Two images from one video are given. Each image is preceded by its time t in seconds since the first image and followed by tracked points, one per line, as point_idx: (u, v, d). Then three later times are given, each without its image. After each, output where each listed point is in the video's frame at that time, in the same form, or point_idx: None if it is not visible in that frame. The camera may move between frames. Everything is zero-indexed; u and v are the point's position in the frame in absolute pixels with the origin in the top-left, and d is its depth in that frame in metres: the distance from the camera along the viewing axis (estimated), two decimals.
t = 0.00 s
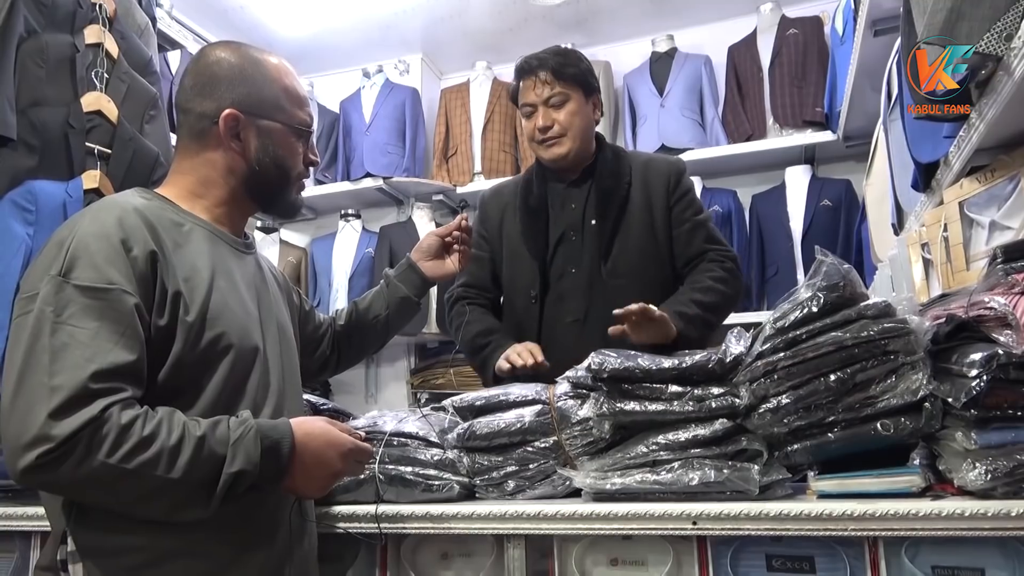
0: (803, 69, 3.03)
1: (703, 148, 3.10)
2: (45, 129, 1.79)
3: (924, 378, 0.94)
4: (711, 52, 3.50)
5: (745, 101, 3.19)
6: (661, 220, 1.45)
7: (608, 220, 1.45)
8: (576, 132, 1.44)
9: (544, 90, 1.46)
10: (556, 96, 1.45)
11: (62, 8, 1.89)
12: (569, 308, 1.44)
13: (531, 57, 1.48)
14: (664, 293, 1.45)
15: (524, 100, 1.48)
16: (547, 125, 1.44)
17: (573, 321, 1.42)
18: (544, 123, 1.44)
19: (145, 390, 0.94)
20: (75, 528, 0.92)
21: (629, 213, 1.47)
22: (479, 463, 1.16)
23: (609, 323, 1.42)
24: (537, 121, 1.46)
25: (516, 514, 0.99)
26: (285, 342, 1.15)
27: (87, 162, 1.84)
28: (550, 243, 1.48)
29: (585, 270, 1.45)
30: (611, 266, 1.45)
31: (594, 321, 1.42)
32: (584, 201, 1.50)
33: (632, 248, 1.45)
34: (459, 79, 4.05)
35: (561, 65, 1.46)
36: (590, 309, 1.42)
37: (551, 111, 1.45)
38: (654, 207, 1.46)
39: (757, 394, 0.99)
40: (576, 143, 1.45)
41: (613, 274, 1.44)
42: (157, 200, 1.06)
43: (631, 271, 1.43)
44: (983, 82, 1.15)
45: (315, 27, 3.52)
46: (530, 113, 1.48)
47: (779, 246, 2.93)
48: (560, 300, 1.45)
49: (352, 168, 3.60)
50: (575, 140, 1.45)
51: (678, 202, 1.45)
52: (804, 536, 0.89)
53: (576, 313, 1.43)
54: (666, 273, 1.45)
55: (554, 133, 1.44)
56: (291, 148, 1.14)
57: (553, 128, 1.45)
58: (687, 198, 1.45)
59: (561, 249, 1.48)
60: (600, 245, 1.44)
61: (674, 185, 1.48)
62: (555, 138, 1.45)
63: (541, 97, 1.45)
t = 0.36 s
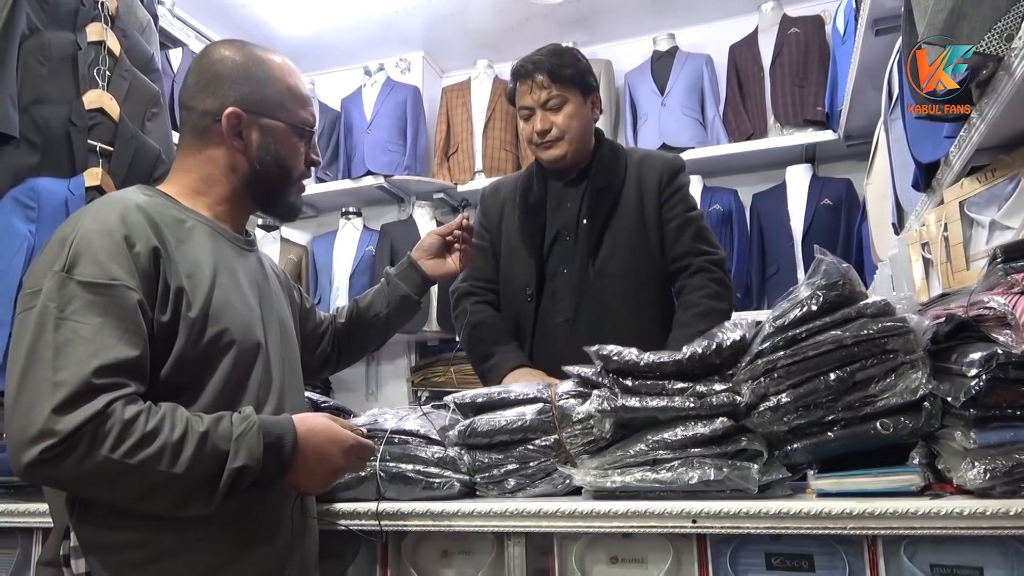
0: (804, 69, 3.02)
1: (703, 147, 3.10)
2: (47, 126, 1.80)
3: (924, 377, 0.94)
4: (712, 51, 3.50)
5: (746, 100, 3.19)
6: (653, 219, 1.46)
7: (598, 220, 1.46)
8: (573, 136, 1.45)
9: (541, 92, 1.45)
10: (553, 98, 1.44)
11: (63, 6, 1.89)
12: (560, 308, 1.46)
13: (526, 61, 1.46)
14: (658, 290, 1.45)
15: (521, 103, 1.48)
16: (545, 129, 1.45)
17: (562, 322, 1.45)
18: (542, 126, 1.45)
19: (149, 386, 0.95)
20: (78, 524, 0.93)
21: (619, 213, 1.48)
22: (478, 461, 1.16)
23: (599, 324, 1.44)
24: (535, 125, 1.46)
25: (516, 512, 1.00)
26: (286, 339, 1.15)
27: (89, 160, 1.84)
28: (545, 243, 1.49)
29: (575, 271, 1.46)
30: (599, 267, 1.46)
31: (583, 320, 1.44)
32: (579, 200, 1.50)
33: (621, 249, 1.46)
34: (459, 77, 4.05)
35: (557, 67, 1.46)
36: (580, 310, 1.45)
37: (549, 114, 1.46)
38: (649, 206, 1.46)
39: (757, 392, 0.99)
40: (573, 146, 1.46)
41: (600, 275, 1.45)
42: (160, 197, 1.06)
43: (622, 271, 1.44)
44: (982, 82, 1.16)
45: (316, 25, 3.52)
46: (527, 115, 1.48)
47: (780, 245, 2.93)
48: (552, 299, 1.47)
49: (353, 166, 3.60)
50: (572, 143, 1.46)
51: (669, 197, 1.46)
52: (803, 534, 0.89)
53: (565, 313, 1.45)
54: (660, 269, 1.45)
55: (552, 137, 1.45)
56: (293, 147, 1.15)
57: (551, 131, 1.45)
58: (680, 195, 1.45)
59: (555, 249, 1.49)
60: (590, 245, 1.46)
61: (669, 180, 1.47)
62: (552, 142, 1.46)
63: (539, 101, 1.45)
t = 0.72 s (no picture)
0: (805, 67, 3.02)
1: (704, 145, 3.10)
2: (48, 124, 1.80)
3: (925, 377, 0.94)
4: (713, 50, 3.49)
5: (747, 99, 3.19)
6: (653, 220, 1.45)
7: (599, 219, 1.46)
8: (569, 133, 1.45)
9: (541, 87, 1.46)
10: (553, 93, 1.45)
11: (64, 4, 1.89)
12: (558, 308, 1.46)
13: (528, 53, 1.48)
14: (656, 291, 1.45)
15: (522, 96, 1.48)
16: (542, 124, 1.45)
17: (560, 322, 1.45)
18: (539, 121, 1.45)
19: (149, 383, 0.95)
20: (77, 522, 0.93)
21: (619, 213, 1.48)
22: (479, 459, 1.16)
23: (598, 322, 1.44)
24: (532, 119, 1.46)
25: (517, 510, 1.00)
26: (287, 337, 1.15)
27: (89, 158, 1.84)
28: (543, 243, 1.49)
29: (575, 270, 1.46)
30: (599, 267, 1.45)
31: (581, 320, 1.44)
32: (578, 199, 1.50)
33: (621, 249, 1.46)
34: (460, 76, 4.05)
35: (561, 62, 1.46)
36: (578, 310, 1.45)
37: (547, 109, 1.46)
38: (648, 206, 1.47)
39: (759, 391, 0.99)
40: (567, 144, 1.46)
41: (601, 275, 1.45)
42: (161, 195, 1.06)
43: (621, 271, 1.45)
44: (983, 81, 1.16)
45: (317, 24, 3.52)
46: (527, 109, 1.49)
47: (780, 244, 2.93)
48: (549, 299, 1.47)
49: (353, 165, 3.60)
50: (569, 140, 1.46)
51: (671, 198, 1.46)
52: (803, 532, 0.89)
53: (563, 312, 1.45)
54: (659, 271, 1.45)
55: (547, 132, 1.45)
56: (294, 145, 1.15)
57: (547, 126, 1.45)
58: (681, 196, 1.45)
59: (554, 249, 1.49)
60: (591, 245, 1.46)
61: (669, 180, 1.48)
62: (548, 137, 1.46)
63: (539, 94, 1.45)
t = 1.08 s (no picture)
0: (805, 66, 3.01)
1: (704, 145, 3.10)
2: (48, 122, 1.80)
3: (926, 376, 0.94)
4: (713, 49, 3.49)
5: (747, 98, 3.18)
6: (658, 220, 1.46)
7: (602, 217, 1.46)
8: (571, 127, 1.45)
9: (548, 80, 1.46)
10: (558, 87, 1.45)
11: (65, 3, 1.90)
12: (561, 305, 1.45)
13: (539, 45, 1.48)
14: (659, 290, 1.45)
15: (527, 88, 1.48)
16: (544, 116, 1.45)
17: (562, 319, 1.44)
18: (542, 113, 1.45)
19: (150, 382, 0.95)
20: (77, 522, 0.93)
21: (622, 213, 1.48)
22: (479, 459, 1.16)
23: (602, 320, 1.44)
24: (535, 111, 1.46)
25: (517, 509, 1.00)
26: (289, 336, 1.15)
27: (89, 156, 1.84)
28: (544, 242, 1.48)
29: (578, 267, 1.46)
30: (604, 265, 1.45)
31: (583, 319, 1.43)
32: (579, 196, 1.50)
33: (624, 247, 1.46)
34: (460, 75, 4.05)
35: (569, 58, 1.47)
36: (581, 307, 1.44)
37: (551, 103, 1.46)
38: (653, 207, 1.47)
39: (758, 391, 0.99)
40: (569, 138, 1.46)
41: (606, 272, 1.45)
42: (163, 194, 1.06)
43: (624, 269, 1.45)
44: (983, 81, 1.16)
45: (317, 23, 3.52)
46: (531, 101, 1.48)
47: (780, 243, 2.93)
48: (550, 297, 1.46)
49: (354, 164, 3.60)
50: (570, 135, 1.46)
51: (676, 198, 1.46)
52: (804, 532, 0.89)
53: (566, 310, 1.45)
54: (661, 269, 1.46)
55: (549, 125, 1.45)
56: (295, 139, 1.14)
57: (550, 120, 1.45)
58: (686, 195, 1.46)
59: (556, 247, 1.49)
60: (595, 243, 1.46)
61: (673, 180, 1.48)
62: (550, 130, 1.45)
63: (544, 87, 1.45)
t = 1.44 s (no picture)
0: (805, 65, 3.01)
1: (704, 143, 3.10)
2: (47, 122, 1.79)
3: (926, 374, 0.93)
4: (713, 47, 3.49)
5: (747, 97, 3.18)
6: (657, 216, 1.45)
7: (602, 213, 1.45)
8: (574, 126, 1.45)
9: (554, 77, 1.45)
10: (563, 86, 1.45)
11: (63, 2, 1.89)
12: (562, 303, 1.46)
13: (547, 42, 1.47)
14: (661, 286, 1.45)
15: (532, 83, 1.48)
16: (548, 113, 1.45)
17: (563, 317, 1.44)
18: (546, 110, 1.45)
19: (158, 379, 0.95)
20: (84, 518, 0.93)
21: (622, 210, 1.48)
22: (479, 458, 1.16)
23: (603, 317, 1.44)
24: (539, 107, 1.46)
25: (518, 508, 1.00)
26: (293, 335, 1.15)
27: (89, 156, 1.84)
28: (545, 239, 1.48)
29: (578, 264, 1.46)
30: (604, 261, 1.45)
31: (584, 317, 1.43)
32: (579, 193, 1.50)
33: (625, 244, 1.46)
34: (459, 74, 4.05)
35: (578, 56, 1.46)
36: (581, 305, 1.44)
37: (556, 100, 1.46)
38: (654, 204, 1.46)
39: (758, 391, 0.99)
40: (572, 136, 1.45)
41: (606, 268, 1.45)
42: (168, 191, 1.05)
43: (625, 265, 1.45)
44: (984, 78, 1.16)
45: (317, 22, 3.52)
46: (535, 97, 1.48)
47: (781, 242, 2.93)
48: (551, 295, 1.47)
49: (353, 163, 3.60)
50: (573, 133, 1.45)
51: (677, 192, 1.45)
52: (806, 531, 0.89)
53: (567, 307, 1.44)
54: (663, 266, 1.46)
55: (552, 122, 1.45)
56: (288, 118, 1.16)
57: (553, 117, 1.45)
58: (687, 190, 1.45)
59: (557, 244, 1.49)
60: (596, 239, 1.46)
61: (673, 175, 1.47)
62: (554, 127, 1.45)
63: (549, 84, 1.45)
